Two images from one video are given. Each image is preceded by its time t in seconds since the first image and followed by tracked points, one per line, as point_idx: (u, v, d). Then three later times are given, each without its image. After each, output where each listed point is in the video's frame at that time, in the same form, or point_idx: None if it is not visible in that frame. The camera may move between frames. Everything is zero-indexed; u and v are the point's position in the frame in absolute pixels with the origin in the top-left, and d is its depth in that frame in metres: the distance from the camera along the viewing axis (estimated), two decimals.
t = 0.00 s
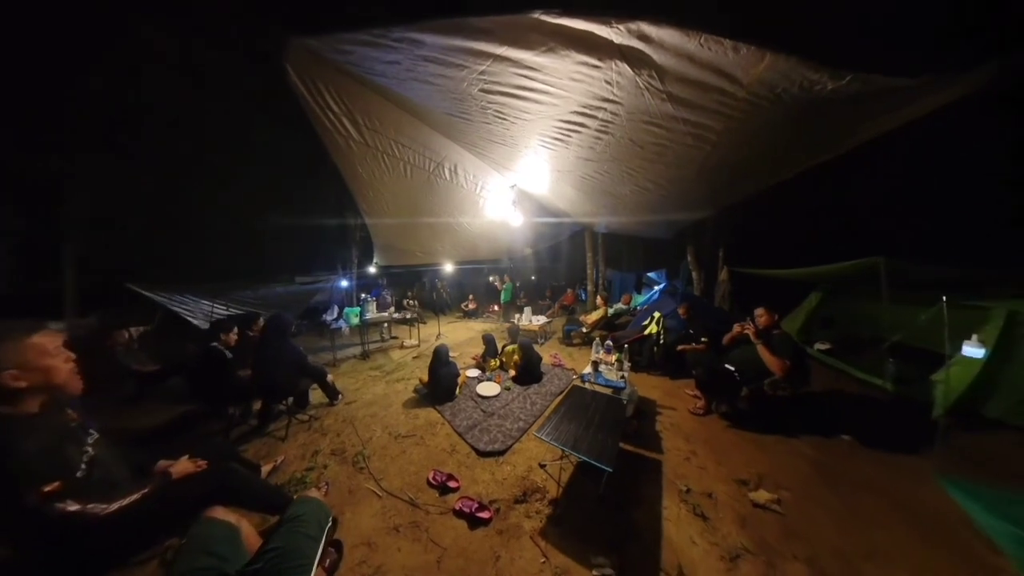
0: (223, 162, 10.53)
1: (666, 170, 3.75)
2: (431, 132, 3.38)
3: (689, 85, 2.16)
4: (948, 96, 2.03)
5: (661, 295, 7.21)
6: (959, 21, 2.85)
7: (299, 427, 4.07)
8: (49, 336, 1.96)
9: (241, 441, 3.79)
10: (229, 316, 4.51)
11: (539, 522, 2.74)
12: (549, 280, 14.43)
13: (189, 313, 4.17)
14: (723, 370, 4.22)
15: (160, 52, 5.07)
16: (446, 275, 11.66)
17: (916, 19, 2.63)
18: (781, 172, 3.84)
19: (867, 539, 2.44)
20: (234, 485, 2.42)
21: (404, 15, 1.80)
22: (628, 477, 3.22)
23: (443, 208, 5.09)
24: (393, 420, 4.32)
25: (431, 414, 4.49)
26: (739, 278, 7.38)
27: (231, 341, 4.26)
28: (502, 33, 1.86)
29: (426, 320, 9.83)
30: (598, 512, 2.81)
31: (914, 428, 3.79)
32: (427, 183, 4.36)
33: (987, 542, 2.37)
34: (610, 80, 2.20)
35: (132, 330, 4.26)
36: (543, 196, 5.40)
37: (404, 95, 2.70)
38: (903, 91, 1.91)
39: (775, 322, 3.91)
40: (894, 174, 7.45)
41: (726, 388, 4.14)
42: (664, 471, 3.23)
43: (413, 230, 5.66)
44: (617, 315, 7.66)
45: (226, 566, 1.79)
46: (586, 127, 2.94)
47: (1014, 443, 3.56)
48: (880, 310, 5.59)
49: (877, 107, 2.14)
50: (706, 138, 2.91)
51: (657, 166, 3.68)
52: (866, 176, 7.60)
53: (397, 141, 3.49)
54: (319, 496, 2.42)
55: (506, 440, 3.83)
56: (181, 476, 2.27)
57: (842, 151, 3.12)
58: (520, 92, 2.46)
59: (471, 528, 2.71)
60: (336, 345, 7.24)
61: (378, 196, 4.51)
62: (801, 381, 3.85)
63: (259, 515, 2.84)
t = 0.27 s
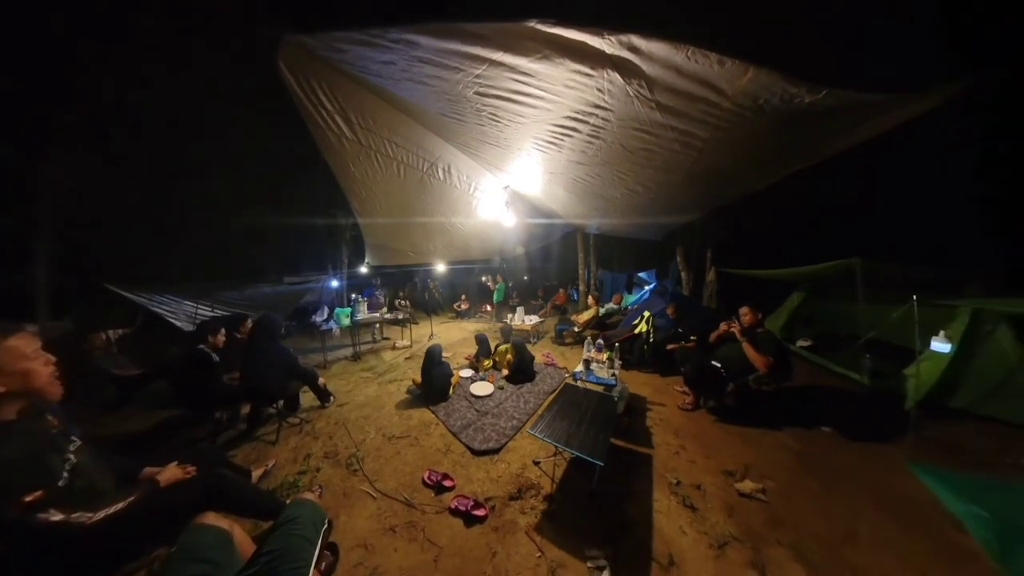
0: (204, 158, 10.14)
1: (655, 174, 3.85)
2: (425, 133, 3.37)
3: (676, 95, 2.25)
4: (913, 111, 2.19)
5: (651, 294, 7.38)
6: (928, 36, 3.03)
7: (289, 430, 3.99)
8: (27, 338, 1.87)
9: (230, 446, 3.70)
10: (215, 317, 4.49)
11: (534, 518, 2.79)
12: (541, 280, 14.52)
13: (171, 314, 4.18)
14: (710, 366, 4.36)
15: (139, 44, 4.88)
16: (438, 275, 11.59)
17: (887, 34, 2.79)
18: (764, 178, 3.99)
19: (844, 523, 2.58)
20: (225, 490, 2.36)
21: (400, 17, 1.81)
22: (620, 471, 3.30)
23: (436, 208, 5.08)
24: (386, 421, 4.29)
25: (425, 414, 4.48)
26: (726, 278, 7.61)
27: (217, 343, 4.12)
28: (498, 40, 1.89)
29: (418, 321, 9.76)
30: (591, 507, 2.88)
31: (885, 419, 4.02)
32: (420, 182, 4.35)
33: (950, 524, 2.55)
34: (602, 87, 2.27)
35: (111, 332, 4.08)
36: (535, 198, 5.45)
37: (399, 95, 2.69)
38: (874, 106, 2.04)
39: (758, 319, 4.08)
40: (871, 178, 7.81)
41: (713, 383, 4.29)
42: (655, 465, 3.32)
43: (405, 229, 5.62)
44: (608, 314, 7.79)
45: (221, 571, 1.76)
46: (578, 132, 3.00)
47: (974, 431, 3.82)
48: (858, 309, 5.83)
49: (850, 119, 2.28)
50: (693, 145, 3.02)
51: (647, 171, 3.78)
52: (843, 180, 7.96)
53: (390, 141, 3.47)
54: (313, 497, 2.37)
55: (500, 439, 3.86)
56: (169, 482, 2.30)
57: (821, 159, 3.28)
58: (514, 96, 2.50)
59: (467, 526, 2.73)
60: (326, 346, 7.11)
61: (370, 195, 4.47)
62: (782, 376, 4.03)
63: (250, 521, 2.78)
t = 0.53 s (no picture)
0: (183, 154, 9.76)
1: (645, 175, 3.91)
2: (416, 131, 3.33)
3: (666, 98, 2.28)
4: (890, 117, 2.28)
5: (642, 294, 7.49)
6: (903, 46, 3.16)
7: (276, 435, 3.87)
8: None
9: (213, 453, 3.56)
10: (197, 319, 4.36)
11: (527, 519, 2.78)
12: (533, 280, 14.56)
13: (150, 316, 3.98)
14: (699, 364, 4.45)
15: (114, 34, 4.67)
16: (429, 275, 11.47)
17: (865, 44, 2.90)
18: (750, 180, 4.10)
19: (826, 513, 2.67)
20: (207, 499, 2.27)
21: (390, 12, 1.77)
22: (613, 469, 3.33)
23: (428, 206, 5.03)
24: (376, 423, 4.21)
25: (416, 416, 4.42)
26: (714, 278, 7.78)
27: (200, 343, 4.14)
28: (491, 38, 1.88)
29: (410, 321, 9.64)
30: (585, 505, 2.89)
31: (865, 412, 4.17)
32: (411, 181, 4.29)
33: (925, 512, 2.67)
34: (594, 88, 2.28)
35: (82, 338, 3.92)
36: (528, 198, 5.45)
37: (389, 91, 2.64)
38: (854, 111, 2.11)
39: (745, 318, 4.16)
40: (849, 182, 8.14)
41: (702, 381, 4.37)
42: (647, 462, 3.37)
43: (396, 227, 5.54)
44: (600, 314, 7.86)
45: None
46: (571, 132, 3.01)
47: (946, 422, 4.02)
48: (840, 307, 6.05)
49: (830, 125, 2.36)
50: (682, 147, 3.07)
51: (637, 172, 3.83)
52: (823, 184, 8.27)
53: (381, 138, 3.41)
54: (301, 505, 2.32)
55: (492, 439, 3.84)
56: (150, 493, 2.19)
57: (804, 163, 3.39)
58: (507, 94, 2.49)
59: (461, 529, 2.70)
60: (315, 348, 6.93)
61: (360, 192, 4.39)
62: (768, 372, 4.15)
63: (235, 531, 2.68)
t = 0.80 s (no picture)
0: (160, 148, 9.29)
1: (637, 174, 3.94)
2: (407, 126, 3.26)
3: (659, 94, 2.29)
4: (874, 122, 2.35)
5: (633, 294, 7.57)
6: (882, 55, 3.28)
7: (260, 442, 3.72)
8: None
9: (192, 462, 3.39)
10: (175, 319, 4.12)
11: (520, 523, 2.75)
12: (526, 280, 14.56)
13: (126, 317, 3.74)
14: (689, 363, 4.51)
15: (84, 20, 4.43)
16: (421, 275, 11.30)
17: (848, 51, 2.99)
18: (739, 182, 4.19)
19: (812, 508, 2.74)
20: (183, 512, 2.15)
21: None
22: (606, 470, 3.34)
23: (419, 204, 4.94)
24: (365, 428, 4.10)
25: (406, 420, 4.32)
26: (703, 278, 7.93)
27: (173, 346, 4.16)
28: (484, 28, 1.84)
29: (400, 322, 9.48)
30: (579, 507, 2.88)
31: (849, 409, 4.31)
32: (402, 177, 4.21)
33: (905, 505, 2.76)
34: (588, 83, 2.27)
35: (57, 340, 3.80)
36: (520, 197, 5.43)
37: (379, 84, 2.57)
38: (840, 113, 2.17)
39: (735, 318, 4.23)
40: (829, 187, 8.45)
41: (692, 380, 4.43)
42: (640, 462, 3.39)
43: (386, 225, 5.42)
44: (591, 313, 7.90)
45: None
46: (564, 129, 3.00)
47: (921, 416, 4.20)
48: (824, 306, 6.25)
49: (816, 127, 2.42)
50: (674, 146, 3.10)
51: (629, 171, 3.85)
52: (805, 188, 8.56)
53: (370, 133, 3.33)
54: (282, 516, 2.26)
55: (484, 442, 3.79)
56: (119, 506, 2.13)
57: (793, 165, 3.47)
58: (500, 88, 2.45)
59: (453, 535, 2.65)
60: (302, 350, 6.72)
61: (349, 188, 4.27)
62: (756, 370, 4.25)
63: (215, 546, 2.55)
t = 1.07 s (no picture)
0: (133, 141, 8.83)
1: (629, 174, 3.98)
2: (398, 121, 3.20)
3: (653, 93, 2.31)
4: (856, 126, 2.43)
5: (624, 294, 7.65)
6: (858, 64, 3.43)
7: (244, 449, 3.58)
8: None
9: (172, 472, 3.23)
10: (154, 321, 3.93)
11: (515, 526, 2.73)
12: (518, 280, 14.55)
13: (102, 320, 3.57)
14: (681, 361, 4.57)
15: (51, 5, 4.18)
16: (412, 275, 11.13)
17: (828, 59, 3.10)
18: (727, 183, 4.29)
19: (799, 501, 2.82)
20: (161, 526, 2.05)
21: None
22: (601, 469, 3.35)
23: (410, 202, 4.87)
24: (355, 432, 3.99)
25: (397, 423, 4.23)
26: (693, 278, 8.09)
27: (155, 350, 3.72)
28: (480, 22, 1.82)
29: (391, 323, 9.30)
30: (574, 508, 2.88)
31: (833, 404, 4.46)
32: (393, 175, 4.13)
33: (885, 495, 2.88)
34: (582, 81, 2.27)
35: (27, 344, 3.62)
36: (513, 196, 5.41)
37: (370, 77, 2.51)
38: (825, 117, 2.24)
39: (724, 316, 4.34)
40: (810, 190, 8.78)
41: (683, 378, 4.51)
42: (634, 460, 3.42)
43: (377, 223, 5.32)
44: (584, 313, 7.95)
45: None
46: (558, 127, 3.00)
47: (897, 410, 4.40)
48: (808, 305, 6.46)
49: (802, 129, 2.49)
50: (666, 146, 3.15)
51: (622, 170, 3.88)
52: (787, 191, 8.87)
53: (361, 128, 3.25)
54: (268, 528, 2.20)
55: (478, 444, 3.75)
56: (90, 520, 2.02)
57: (779, 167, 3.57)
58: (495, 84, 2.43)
59: (447, 540, 2.60)
60: (288, 352, 6.50)
61: (338, 185, 4.17)
62: (745, 368, 4.35)
63: (195, 560, 2.43)
